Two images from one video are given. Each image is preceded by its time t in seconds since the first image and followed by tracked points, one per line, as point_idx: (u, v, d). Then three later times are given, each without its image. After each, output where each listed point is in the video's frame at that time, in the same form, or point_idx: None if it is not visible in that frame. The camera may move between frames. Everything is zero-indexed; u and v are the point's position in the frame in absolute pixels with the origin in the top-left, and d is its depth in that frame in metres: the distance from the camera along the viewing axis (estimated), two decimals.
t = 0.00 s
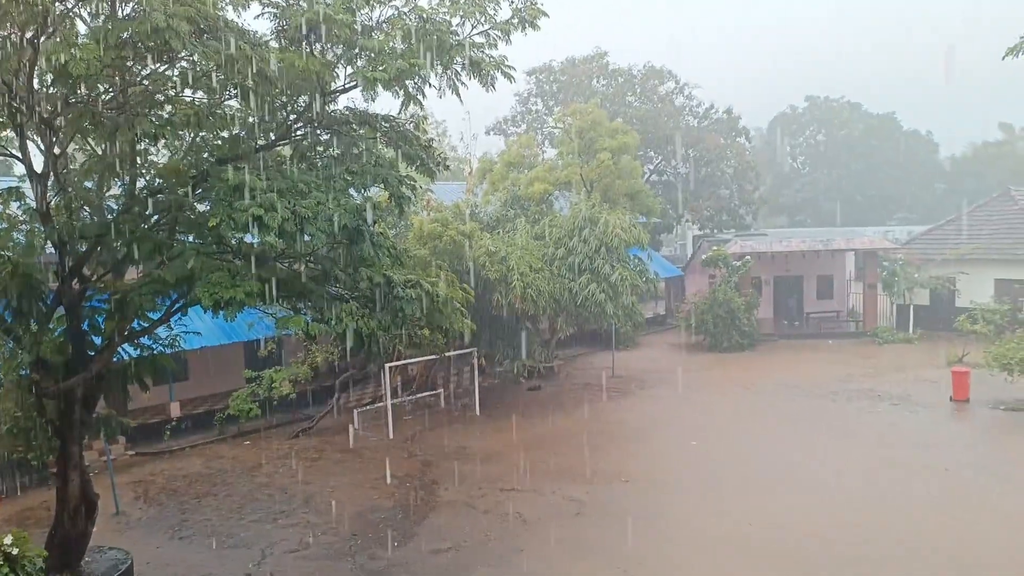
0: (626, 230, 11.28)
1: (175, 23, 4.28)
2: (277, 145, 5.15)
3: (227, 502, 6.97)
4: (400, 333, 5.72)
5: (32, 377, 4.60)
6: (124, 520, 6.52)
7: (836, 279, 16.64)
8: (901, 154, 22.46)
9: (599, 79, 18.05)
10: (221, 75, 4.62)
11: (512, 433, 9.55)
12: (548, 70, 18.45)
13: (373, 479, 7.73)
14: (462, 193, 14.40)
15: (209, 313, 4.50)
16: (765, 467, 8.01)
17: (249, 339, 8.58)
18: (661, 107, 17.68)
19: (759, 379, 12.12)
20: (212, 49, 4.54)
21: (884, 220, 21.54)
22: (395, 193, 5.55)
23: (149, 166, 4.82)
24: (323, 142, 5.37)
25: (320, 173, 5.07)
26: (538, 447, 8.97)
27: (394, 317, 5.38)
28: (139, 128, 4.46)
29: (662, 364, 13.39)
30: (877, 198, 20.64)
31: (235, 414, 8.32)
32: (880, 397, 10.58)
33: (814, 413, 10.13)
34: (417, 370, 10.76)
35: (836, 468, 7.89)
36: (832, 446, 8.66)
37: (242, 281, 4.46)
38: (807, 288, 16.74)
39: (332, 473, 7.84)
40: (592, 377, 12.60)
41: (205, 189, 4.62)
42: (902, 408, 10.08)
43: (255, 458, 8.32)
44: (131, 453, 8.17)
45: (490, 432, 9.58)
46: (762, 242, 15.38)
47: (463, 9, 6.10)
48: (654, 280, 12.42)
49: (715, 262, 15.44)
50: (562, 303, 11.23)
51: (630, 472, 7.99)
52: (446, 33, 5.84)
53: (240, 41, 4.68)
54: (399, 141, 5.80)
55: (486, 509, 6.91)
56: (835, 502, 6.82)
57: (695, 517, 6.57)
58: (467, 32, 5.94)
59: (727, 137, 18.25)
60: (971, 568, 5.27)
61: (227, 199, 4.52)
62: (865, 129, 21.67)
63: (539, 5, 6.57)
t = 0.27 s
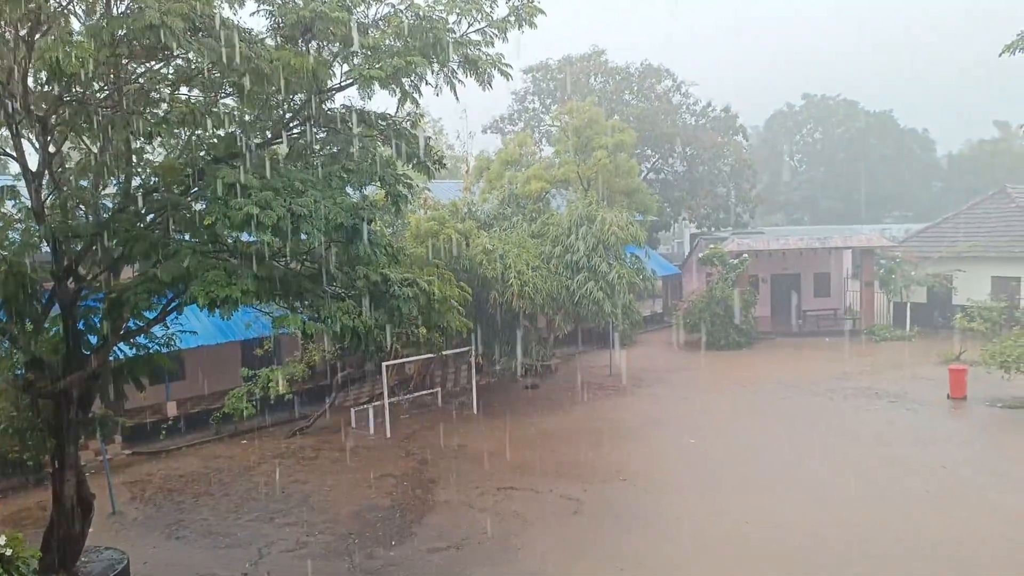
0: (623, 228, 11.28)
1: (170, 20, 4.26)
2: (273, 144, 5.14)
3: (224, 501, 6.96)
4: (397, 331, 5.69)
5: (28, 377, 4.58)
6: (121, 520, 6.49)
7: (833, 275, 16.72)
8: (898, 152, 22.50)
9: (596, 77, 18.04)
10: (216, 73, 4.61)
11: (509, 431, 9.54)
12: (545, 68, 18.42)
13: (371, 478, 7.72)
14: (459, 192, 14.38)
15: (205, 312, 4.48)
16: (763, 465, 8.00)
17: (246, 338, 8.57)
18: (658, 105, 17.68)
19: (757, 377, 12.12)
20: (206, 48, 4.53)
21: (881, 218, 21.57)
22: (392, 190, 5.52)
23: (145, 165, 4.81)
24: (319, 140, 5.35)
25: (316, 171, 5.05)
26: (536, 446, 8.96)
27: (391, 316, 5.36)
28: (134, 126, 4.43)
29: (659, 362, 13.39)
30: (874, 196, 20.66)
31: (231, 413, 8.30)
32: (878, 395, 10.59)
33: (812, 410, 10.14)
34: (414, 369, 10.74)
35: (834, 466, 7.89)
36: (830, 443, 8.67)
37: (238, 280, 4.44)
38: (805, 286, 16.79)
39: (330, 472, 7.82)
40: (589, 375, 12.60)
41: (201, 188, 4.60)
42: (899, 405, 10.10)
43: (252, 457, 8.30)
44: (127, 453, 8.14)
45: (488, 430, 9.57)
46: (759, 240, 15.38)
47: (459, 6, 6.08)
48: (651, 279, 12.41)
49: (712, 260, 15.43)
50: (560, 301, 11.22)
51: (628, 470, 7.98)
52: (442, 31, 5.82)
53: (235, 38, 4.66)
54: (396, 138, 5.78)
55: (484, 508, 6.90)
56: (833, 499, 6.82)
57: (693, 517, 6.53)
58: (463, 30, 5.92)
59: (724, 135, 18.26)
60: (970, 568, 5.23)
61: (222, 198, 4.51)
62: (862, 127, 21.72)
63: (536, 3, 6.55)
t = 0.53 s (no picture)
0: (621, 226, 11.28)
1: (166, 17, 4.25)
2: (270, 142, 5.14)
3: (222, 500, 6.95)
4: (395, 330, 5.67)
5: (24, 376, 4.57)
6: (118, 519, 6.48)
7: (832, 274, 16.78)
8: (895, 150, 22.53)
9: (595, 75, 18.01)
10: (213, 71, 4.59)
11: (507, 430, 9.54)
12: (543, 66, 18.40)
13: (369, 476, 7.71)
14: (457, 190, 14.36)
15: (202, 311, 4.47)
16: (761, 463, 8.00)
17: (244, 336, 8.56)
18: (656, 103, 17.68)
19: (755, 375, 12.14)
20: (203, 45, 4.52)
21: (878, 216, 21.59)
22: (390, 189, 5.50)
23: (142, 163, 4.80)
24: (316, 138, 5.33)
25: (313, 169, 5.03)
26: (534, 444, 8.96)
27: (388, 314, 5.33)
28: (131, 124, 4.42)
29: (657, 360, 13.39)
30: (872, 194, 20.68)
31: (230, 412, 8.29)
32: (876, 393, 10.60)
33: (810, 408, 10.15)
34: (413, 367, 10.74)
35: (832, 464, 7.89)
36: (828, 441, 8.67)
37: (235, 278, 4.43)
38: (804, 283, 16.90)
39: (328, 471, 7.81)
40: (588, 373, 12.60)
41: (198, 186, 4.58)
42: (897, 403, 10.11)
43: (250, 456, 8.29)
44: (125, 452, 8.13)
45: (486, 429, 9.57)
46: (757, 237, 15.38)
47: (457, 4, 6.07)
48: (650, 277, 12.41)
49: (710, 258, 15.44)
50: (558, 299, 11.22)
51: (626, 468, 7.98)
52: (439, 29, 5.80)
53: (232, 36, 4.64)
54: (394, 137, 5.76)
55: (482, 507, 6.89)
56: (830, 497, 6.82)
57: (692, 516, 6.51)
58: (461, 28, 5.91)
59: (722, 133, 18.26)
60: (968, 565, 5.24)
61: (219, 196, 4.49)
62: (860, 125, 21.74)
63: (534, 0, 6.54)
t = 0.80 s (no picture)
0: (619, 225, 11.28)
1: (164, 17, 4.24)
2: (268, 141, 5.13)
3: (220, 500, 6.94)
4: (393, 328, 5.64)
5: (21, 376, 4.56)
6: (117, 520, 6.47)
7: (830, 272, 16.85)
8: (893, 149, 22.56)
9: (593, 74, 18.00)
10: (210, 69, 4.58)
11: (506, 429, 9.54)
12: (541, 65, 18.38)
13: (368, 476, 7.71)
14: (455, 189, 14.35)
15: (200, 311, 4.46)
16: (759, 463, 8.00)
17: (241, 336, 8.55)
18: (654, 102, 17.69)
19: (753, 374, 12.15)
20: (200, 44, 4.51)
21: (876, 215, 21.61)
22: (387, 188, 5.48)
23: (139, 163, 4.78)
24: (314, 137, 5.31)
25: (311, 168, 5.01)
26: (533, 444, 8.97)
27: (387, 314, 5.31)
28: (127, 123, 4.41)
29: (656, 360, 13.41)
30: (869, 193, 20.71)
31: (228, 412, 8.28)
32: (874, 391, 10.62)
33: (808, 407, 10.16)
34: (411, 367, 10.74)
35: (831, 463, 7.89)
36: (826, 440, 8.68)
37: (233, 279, 4.41)
38: (802, 282, 17.00)
39: (327, 471, 7.81)
40: (586, 372, 12.60)
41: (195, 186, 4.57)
42: (895, 402, 10.13)
43: (248, 456, 8.28)
44: (123, 452, 8.12)
45: (485, 428, 9.57)
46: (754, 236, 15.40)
47: (454, 1, 6.05)
48: (648, 275, 12.41)
49: (708, 258, 15.47)
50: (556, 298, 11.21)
51: (622, 467, 7.99)
52: (437, 27, 5.79)
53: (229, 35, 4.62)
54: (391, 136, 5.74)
55: (481, 506, 6.89)
56: (829, 497, 6.81)
57: (692, 515, 6.49)
58: (459, 27, 5.89)
59: (720, 133, 18.27)
60: (967, 564, 5.24)
61: (217, 196, 4.48)
62: (857, 124, 21.76)
63: None
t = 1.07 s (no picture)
0: (616, 224, 11.27)
1: (159, 16, 4.22)
2: (264, 140, 5.11)
3: (217, 501, 6.92)
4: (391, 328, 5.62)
5: (17, 377, 4.53)
6: (114, 520, 6.45)
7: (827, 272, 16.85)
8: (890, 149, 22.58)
9: (591, 73, 18.00)
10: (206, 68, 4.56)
11: (504, 428, 9.53)
12: (538, 65, 18.38)
13: (365, 476, 7.69)
14: (452, 189, 14.35)
15: (197, 311, 4.44)
16: (757, 462, 8.00)
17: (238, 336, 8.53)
18: (651, 101, 17.71)
19: (751, 372, 12.16)
20: (196, 43, 4.49)
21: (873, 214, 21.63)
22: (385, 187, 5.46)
23: (135, 163, 4.77)
24: (311, 136, 5.29)
25: (308, 168, 4.99)
26: (532, 443, 8.96)
27: (384, 314, 5.29)
28: (123, 123, 4.39)
29: (654, 359, 13.41)
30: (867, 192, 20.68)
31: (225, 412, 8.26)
32: (872, 390, 10.62)
33: (806, 406, 10.17)
34: (409, 367, 10.73)
35: (829, 462, 7.89)
36: (825, 439, 8.69)
37: (230, 279, 4.40)
38: (800, 281, 17.00)
39: (324, 471, 7.79)
40: (585, 372, 12.60)
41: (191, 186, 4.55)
42: (893, 400, 10.14)
43: (245, 456, 8.27)
44: (120, 453, 8.10)
45: (483, 428, 9.56)
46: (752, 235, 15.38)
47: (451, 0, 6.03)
48: (646, 275, 12.40)
49: (705, 257, 15.48)
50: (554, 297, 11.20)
51: (620, 467, 7.97)
52: (434, 26, 5.78)
53: (225, 34, 4.61)
54: (388, 135, 5.73)
55: (479, 505, 6.88)
56: (827, 496, 6.81)
57: (690, 515, 6.48)
58: (456, 25, 5.88)
59: (718, 132, 18.29)
60: (964, 562, 5.24)
61: (213, 196, 4.47)
62: (854, 123, 21.78)
63: None
